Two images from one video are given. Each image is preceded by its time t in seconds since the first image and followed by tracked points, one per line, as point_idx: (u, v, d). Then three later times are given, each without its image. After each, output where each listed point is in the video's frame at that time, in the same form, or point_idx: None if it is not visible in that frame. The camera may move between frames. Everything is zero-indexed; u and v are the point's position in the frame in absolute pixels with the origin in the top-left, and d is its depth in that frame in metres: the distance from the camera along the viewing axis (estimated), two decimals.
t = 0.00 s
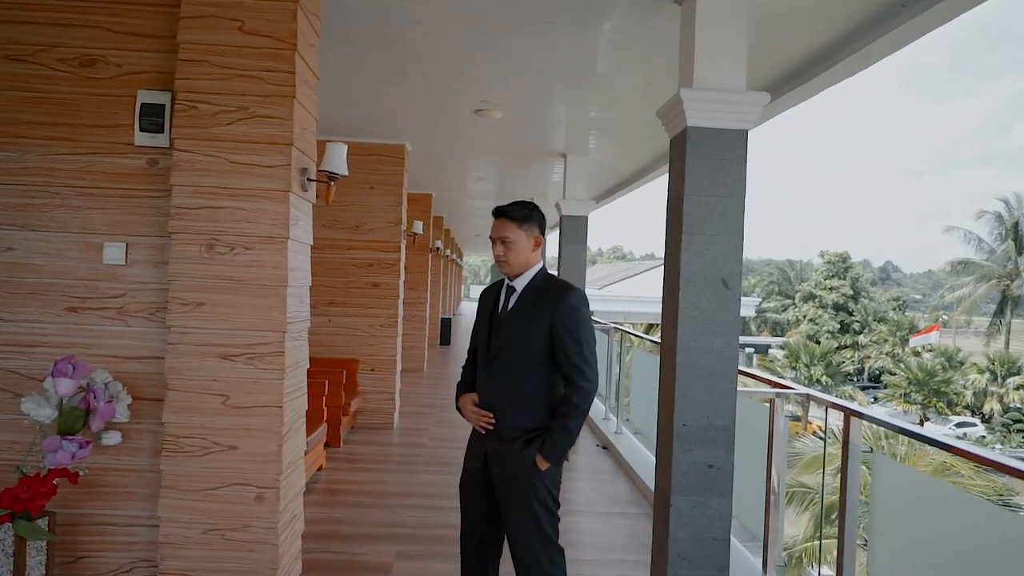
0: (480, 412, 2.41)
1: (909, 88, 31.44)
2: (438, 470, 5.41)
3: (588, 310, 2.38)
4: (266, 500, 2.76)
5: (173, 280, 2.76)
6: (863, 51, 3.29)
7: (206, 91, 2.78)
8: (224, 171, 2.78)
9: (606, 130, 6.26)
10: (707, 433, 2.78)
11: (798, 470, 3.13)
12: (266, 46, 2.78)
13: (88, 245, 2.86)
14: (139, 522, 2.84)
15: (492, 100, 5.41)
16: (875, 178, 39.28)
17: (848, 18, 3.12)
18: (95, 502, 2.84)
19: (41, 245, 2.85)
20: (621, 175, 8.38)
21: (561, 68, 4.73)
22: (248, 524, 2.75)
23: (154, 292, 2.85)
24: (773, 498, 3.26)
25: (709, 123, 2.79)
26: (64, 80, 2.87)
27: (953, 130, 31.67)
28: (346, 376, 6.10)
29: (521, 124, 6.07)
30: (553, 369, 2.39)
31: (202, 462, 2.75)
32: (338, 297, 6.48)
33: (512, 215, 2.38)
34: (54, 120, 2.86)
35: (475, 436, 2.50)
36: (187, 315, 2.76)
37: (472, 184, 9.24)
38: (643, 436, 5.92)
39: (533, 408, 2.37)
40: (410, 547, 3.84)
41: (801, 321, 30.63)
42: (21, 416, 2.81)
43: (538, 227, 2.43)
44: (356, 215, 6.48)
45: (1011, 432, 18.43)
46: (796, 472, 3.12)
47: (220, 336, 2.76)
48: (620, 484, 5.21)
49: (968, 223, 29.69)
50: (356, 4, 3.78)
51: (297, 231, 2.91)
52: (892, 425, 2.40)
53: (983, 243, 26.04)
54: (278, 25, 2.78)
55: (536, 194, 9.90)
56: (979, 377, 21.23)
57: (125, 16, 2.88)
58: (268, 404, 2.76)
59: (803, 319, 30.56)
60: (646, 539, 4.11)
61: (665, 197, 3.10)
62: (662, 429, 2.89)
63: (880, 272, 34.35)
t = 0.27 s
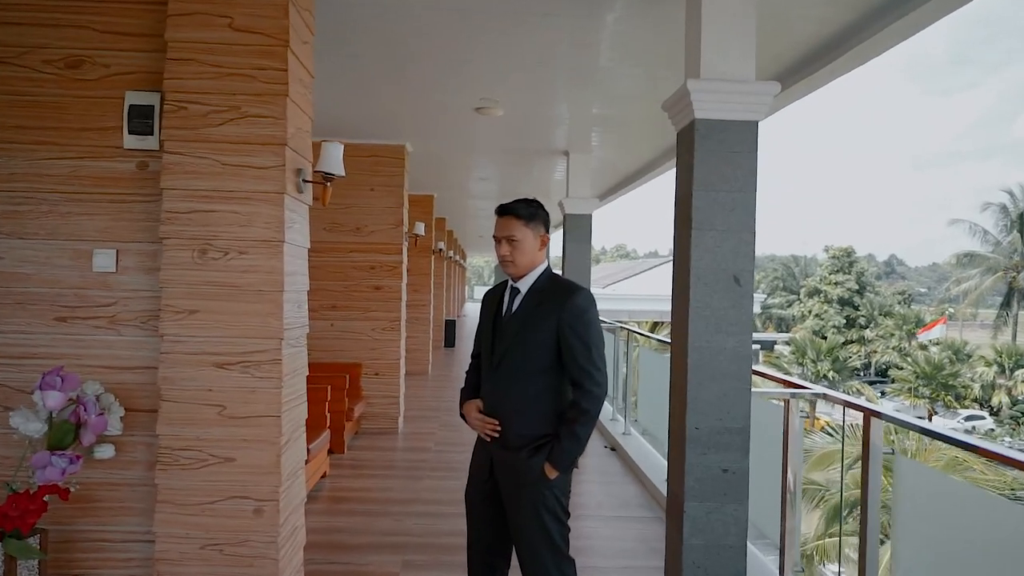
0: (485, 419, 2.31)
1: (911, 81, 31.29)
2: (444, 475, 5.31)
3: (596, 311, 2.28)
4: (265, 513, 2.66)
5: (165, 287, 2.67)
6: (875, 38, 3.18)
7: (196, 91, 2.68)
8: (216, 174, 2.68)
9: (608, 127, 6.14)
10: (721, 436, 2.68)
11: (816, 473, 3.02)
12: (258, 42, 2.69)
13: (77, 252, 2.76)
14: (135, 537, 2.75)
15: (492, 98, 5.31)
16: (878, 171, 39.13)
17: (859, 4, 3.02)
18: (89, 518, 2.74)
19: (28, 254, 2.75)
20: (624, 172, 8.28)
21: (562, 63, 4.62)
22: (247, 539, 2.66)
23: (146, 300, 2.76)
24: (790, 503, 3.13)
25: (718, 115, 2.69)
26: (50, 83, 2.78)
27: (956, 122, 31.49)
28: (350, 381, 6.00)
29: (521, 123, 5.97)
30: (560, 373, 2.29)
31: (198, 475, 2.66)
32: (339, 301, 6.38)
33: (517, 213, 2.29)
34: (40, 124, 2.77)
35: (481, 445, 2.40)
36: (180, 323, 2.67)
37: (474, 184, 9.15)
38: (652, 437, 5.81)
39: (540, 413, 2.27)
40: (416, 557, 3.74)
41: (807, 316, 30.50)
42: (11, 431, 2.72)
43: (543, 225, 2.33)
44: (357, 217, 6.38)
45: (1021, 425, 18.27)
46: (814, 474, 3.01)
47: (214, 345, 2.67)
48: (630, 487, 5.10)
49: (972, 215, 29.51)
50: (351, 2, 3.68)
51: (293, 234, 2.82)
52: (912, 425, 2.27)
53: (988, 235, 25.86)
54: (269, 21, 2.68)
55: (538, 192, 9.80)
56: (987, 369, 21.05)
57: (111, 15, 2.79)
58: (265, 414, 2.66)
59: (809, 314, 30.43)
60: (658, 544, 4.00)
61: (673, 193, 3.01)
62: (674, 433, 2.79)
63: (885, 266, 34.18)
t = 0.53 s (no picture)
0: (489, 428, 2.21)
1: (912, 74, 31.11)
2: (448, 481, 5.21)
3: (603, 312, 2.18)
4: (263, 527, 2.56)
5: (155, 294, 2.57)
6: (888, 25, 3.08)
7: (185, 91, 2.59)
8: (207, 175, 2.59)
9: (610, 123, 6.04)
10: (735, 439, 2.58)
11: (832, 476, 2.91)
12: (248, 39, 2.59)
13: (65, 259, 2.67)
14: (129, 553, 2.66)
15: (492, 96, 5.20)
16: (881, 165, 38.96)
17: None
18: (81, 534, 2.65)
19: (14, 262, 2.66)
20: (627, 170, 8.18)
21: (562, 59, 4.52)
22: (245, 554, 2.56)
23: (137, 307, 2.66)
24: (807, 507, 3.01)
25: (728, 106, 2.59)
26: (34, 84, 2.68)
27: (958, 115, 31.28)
28: (352, 385, 5.91)
29: (522, 120, 5.87)
30: (567, 377, 2.20)
31: (193, 488, 2.57)
32: (340, 304, 6.29)
33: (526, 211, 2.20)
34: (25, 127, 2.68)
35: (485, 453, 2.31)
36: (172, 331, 2.58)
37: (475, 184, 9.05)
38: (660, 438, 5.71)
39: (547, 421, 2.17)
40: (421, 566, 3.64)
41: (812, 312, 30.39)
42: None
43: (550, 224, 2.24)
44: (356, 219, 6.28)
45: None
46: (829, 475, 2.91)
47: (207, 353, 2.58)
48: (638, 490, 4.99)
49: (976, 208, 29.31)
50: None
51: (288, 237, 2.72)
52: (936, 426, 2.14)
53: (993, 228, 25.65)
54: (259, 16, 2.59)
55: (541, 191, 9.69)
56: (994, 362, 20.82)
57: (96, 13, 2.70)
58: (261, 424, 2.57)
59: (814, 310, 30.28)
60: (669, 549, 3.90)
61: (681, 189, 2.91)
62: (685, 437, 2.69)
63: (889, 260, 34.01)
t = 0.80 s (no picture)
0: (493, 435, 2.12)
1: (913, 67, 30.94)
2: (452, 486, 5.11)
3: (610, 312, 2.08)
4: (260, 541, 2.47)
5: (144, 301, 2.48)
6: (899, 11, 2.98)
7: (173, 90, 2.50)
8: (197, 177, 2.49)
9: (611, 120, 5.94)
10: (749, 443, 2.49)
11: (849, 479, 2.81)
12: (236, 34, 2.50)
13: (51, 265, 2.58)
14: (122, 570, 2.56)
15: (490, 93, 5.11)
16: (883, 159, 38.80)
17: None
18: (72, 550, 2.55)
19: None
20: (629, 167, 8.06)
21: (561, 55, 4.42)
22: (242, 569, 2.47)
23: (127, 315, 2.57)
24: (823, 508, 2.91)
25: (736, 96, 2.49)
26: (16, 85, 2.59)
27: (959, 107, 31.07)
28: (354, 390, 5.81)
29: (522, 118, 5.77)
30: (574, 381, 2.10)
31: (187, 501, 2.47)
32: (340, 307, 6.20)
33: (533, 206, 2.11)
34: (7, 130, 2.59)
35: (490, 461, 2.21)
36: (163, 339, 2.48)
37: (476, 183, 8.95)
38: (667, 438, 5.60)
39: (554, 427, 2.07)
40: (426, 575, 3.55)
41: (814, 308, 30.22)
42: None
43: (555, 221, 2.16)
44: (356, 220, 6.19)
45: None
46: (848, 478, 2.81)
47: (200, 361, 2.48)
48: (646, 492, 4.89)
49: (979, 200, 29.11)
50: None
51: (282, 239, 2.63)
52: (953, 426, 2.05)
53: (996, 220, 25.47)
54: (247, 11, 2.49)
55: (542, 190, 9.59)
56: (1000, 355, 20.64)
57: (79, 10, 2.60)
58: (257, 434, 2.47)
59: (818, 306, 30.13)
60: (680, 553, 3.80)
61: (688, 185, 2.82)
62: (697, 441, 2.60)
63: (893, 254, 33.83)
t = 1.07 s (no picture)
0: (498, 443, 2.02)
1: (913, 60, 30.79)
2: (456, 491, 5.01)
3: (617, 312, 1.99)
4: (257, 555, 2.38)
5: (134, 308, 2.39)
6: None
7: (160, 88, 2.41)
8: (186, 178, 2.40)
9: (612, 116, 5.85)
10: (764, 445, 2.39)
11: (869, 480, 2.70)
12: (225, 30, 2.41)
13: (37, 273, 2.49)
14: None
15: (489, 92, 5.01)
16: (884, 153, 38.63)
17: None
18: (63, 568, 2.46)
19: None
20: (631, 163, 7.95)
21: (562, 52, 4.33)
22: None
23: (117, 322, 2.48)
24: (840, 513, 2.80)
25: (745, 86, 2.39)
26: None
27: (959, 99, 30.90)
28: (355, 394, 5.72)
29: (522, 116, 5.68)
30: (581, 384, 2.01)
31: (181, 515, 2.38)
32: (341, 310, 6.11)
33: (540, 202, 2.03)
34: None
35: (495, 469, 2.12)
36: (153, 347, 2.39)
37: (476, 183, 8.84)
38: (675, 439, 5.50)
39: (561, 434, 1.98)
40: None
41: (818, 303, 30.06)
42: None
43: (559, 219, 2.08)
44: (355, 222, 6.09)
45: None
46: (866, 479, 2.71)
47: (192, 369, 2.39)
48: (655, 495, 4.79)
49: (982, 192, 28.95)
50: None
51: (276, 242, 2.54)
52: (974, 424, 1.94)
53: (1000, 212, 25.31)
54: (236, 5, 2.40)
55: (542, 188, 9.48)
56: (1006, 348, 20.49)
57: (63, 8, 2.51)
58: (252, 445, 2.38)
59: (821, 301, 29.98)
60: (691, 558, 3.71)
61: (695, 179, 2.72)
62: (710, 444, 2.51)
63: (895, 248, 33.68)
